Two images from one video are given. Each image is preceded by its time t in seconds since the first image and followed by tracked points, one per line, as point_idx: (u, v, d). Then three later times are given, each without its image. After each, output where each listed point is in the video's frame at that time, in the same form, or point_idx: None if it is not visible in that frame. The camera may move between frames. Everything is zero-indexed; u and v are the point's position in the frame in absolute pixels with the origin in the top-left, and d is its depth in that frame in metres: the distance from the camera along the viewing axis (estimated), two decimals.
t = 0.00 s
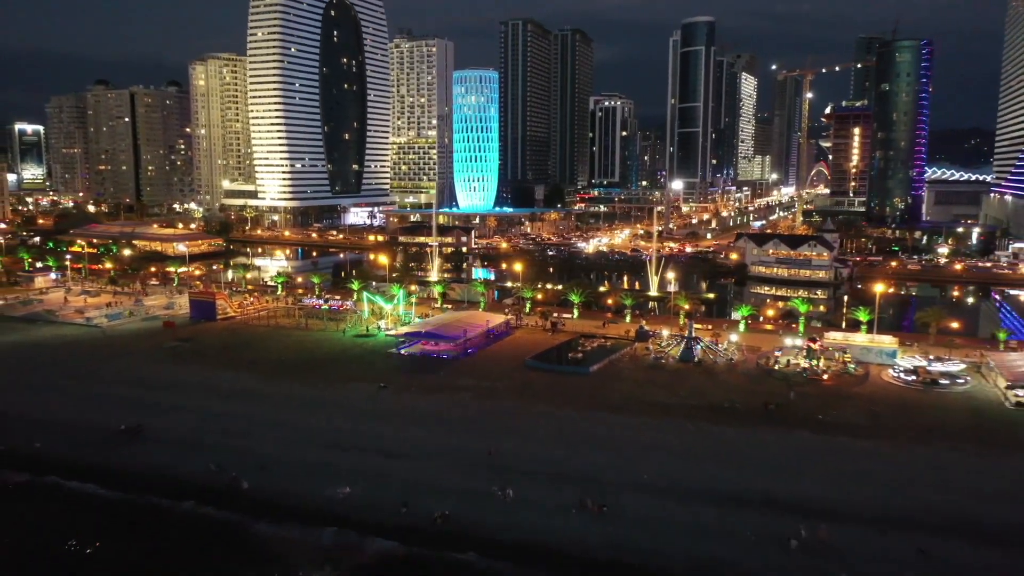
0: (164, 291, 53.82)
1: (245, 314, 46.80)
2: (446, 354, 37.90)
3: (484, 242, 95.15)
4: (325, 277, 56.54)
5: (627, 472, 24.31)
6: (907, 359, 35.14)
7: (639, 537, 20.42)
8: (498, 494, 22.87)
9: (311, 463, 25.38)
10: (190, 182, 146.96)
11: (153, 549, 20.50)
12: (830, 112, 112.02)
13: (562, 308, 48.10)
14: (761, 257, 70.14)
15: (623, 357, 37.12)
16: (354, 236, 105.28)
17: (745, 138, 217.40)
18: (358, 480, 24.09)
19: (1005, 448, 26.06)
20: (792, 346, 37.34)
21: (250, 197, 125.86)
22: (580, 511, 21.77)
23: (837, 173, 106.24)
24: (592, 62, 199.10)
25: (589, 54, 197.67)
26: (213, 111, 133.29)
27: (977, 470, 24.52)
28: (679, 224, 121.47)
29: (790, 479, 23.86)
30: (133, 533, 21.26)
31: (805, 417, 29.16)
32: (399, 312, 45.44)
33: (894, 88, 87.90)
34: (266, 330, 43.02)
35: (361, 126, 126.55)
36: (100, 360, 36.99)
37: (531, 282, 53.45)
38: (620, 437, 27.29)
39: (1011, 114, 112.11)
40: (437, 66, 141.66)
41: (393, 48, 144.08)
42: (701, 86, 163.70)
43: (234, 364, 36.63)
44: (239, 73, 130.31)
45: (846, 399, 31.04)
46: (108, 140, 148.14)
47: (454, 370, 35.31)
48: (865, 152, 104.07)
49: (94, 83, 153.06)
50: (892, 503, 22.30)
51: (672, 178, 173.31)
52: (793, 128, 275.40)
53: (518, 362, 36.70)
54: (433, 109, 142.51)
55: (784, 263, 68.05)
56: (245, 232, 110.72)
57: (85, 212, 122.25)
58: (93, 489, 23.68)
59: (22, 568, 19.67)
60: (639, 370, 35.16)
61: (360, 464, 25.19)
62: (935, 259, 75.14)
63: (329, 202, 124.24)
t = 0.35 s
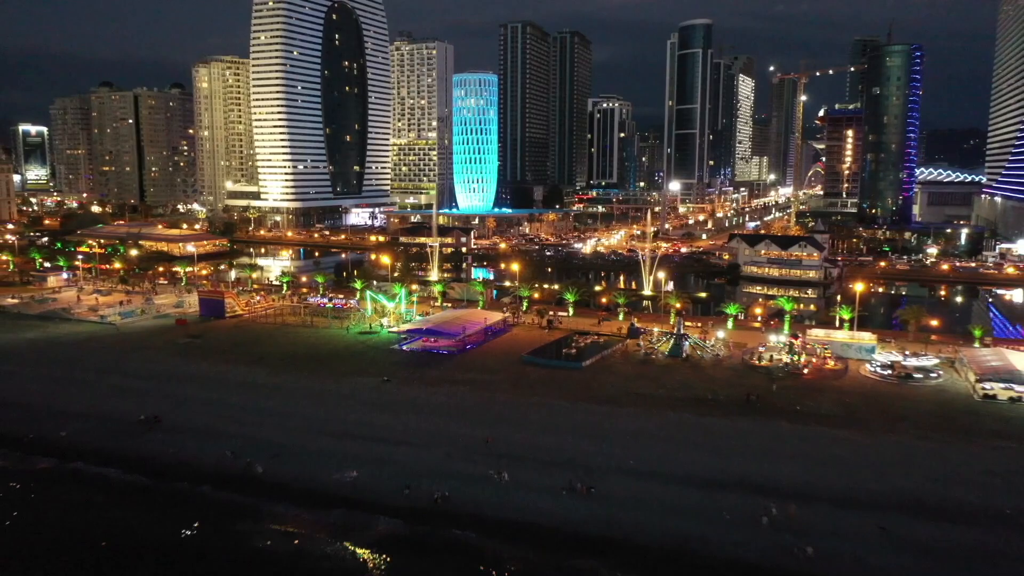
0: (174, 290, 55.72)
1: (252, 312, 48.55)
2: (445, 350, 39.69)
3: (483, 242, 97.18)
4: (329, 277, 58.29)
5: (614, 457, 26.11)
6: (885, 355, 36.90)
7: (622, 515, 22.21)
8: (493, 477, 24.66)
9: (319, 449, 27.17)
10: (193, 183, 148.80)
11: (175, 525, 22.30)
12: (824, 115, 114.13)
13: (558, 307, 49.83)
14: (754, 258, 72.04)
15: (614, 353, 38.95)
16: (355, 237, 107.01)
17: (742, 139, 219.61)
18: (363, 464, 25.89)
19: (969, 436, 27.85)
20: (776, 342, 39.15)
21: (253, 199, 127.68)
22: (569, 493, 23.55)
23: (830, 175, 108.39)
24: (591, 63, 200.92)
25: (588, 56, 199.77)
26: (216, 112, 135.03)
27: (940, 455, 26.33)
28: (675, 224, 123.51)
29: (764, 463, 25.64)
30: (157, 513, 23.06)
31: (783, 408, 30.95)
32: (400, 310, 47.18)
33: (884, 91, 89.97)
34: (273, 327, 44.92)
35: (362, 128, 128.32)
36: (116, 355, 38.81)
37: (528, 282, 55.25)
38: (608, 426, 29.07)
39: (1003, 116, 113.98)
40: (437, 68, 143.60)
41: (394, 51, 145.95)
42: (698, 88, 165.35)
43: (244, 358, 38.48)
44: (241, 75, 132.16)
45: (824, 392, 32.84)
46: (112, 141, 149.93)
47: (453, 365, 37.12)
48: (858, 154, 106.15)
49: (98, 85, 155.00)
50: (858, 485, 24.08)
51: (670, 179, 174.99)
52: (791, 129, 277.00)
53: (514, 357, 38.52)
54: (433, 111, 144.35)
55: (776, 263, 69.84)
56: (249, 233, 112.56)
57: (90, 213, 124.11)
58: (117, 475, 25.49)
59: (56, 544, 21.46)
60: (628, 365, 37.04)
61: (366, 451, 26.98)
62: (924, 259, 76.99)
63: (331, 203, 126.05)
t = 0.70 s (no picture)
0: (182, 289, 57.36)
1: (259, 311, 50.23)
2: (446, 346, 41.32)
3: (482, 242, 98.80)
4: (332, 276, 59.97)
5: (604, 446, 27.77)
6: (866, 351, 38.57)
7: (610, 498, 23.83)
8: (490, 464, 26.31)
9: (327, 438, 28.82)
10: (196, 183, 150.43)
11: (193, 506, 23.93)
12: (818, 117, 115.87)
13: (555, 305, 51.52)
14: (747, 258, 73.66)
15: (607, 350, 40.58)
16: (356, 237, 108.46)
17: (739, 139, 221.34)
18: (368, 453, 27.49)
19: (939, 427, 29.52)
20: (763, 339, 40.84)
21: (256, 199, 129.34)
22: (561, 477, 25.20)
23: (824, 176, 110.07)
24: (589, 65, 202.65)
25: (587, 58, 201.60)
26: (218, 114, 136.64)
27: (911, 443, 28.00)
28: (672, 225, 125.27)
29: (746, 451, 27.31)
30: (175, 496, 24.64)
31: (766, 400, 32.63)
32: (402, 308, 48.88)
33: (877, 95, 91.81)
34: (280, 325, 46.58)
35: (363, 129, 129.97)
36: (130, 351, 40.49)
37: (526, 282, 56.92)
38: (599, 417, 30.70)
39: (994, 119, 115.80)
40: (437, 70, 145.29)
41: (394, 53, 147.58)
42: (695, 90, 167.04)
43: (253, 354, 40.16)
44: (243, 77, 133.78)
45: (805, 386, 34.49)
46: (116, 142, 151.51)
47: (453, 360, 38.79)
48: (851, 155, 107.90)
49: (102, 87, 156.67)
50: (832, 470, 25.73)
51: (667, 179, 176.52)
52: (789, 129, 277.95)
53: (511, 353, 40.19)
54: (433, 112, 146.07)
55: (769, 264, 71.46)
56: (252, 233, 114.04)
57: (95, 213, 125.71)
58: (137, 462, 27.14)
59: (83, 522, 23.06)
60: (621, 360, 38.71)
61: (371, 440, 28.63)
62: (914, 259, 78.64)
63: (332, 204, 127.67)
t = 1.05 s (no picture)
0: (190, 288, 59.25)
1: (266, 309, 52.07)
2: (446, 342, 43.12)
3: (482, 243, 100.67)
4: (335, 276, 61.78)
5: (594, 435, 29.60)
6: (847, 347, 40.40)
7: (599, 481, 25.64)
8: (487, 451, 28.12)
9: (334, 428, 30.64)
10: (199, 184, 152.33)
11: (208, 489, 25.72)
12: (812, 119, 117.92)
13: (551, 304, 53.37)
14: (740, 258, 75.47)
15: (600, 346, 42.41)
16: (357, 237, 110.16)
17: (737, 141, 223.33)
18: (373, 441, 29.30)
19: (911, 417, 31.31)
20: (749, 336, 42.67)
21: (258, 200, 131.11)
22: (554, 463, 27.01)
23: (817, 177, 112.14)
24: (588, 67, 204.86)
25: (585, 61, 203.92)
26: (221, 116, 138.48)
27: (882, 432, 29.80)
28: (669, 225, 127.15)
29: (727, 439, 29.12)
30: (193, 480, 26.44)
31: (750, 393, 34.45)
32: (403, 307, 50.69)
33: (868, 98, 94.07)
34: (286, 322, 48.44)
35: (364, 131, 131.76)
36: (144, 348, 42.32)
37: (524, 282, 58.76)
38: (591, 409, 32.52)
39: (985, 121, 117.86)
40: (437, 72, 147.21)
41: (395, 56, 149.51)
42: (692, 92, 169.21)
43: (261, 350, 41.99)
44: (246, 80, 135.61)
45: (787, 379, 36.34)
46: (120, 144, 153.38)
47: (452, 356, 40.62)
48: (845, 157, 109.87)
49: (106, 89, 158.62)
50: (806, 456, 27.53)
51: (665, 180, 178.35)
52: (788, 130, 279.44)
53: (508, 349, 42.01)
54: (434, 115, 147.95)
55: (761, 263, 73.20)
56: (255, 233, 115.79)
57: (100, 214, 127.74)
58: (156, 450, 28.98)
59: (109, 505, 24.86)
60: (613, 356, 40.54)
61: (375, 429, 30.45)
62: (904, 259, 80.48)
63: (334, 204, 129.37)
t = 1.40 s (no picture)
0: (197, 287, 60.88)
1: (270, 308, 53.65)
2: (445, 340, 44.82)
3: (480, 243, 102.19)
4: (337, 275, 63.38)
5: (587, 426, 31.23)
6: (831, 344, 42.05)
7: (590, 469, 27.29)
8: (486, 441, 29.71)
9: (339, 420, 32.22)
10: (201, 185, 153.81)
11: (222, 476, 27.37)
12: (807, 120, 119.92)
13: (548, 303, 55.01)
14: (733, 258, 76.93)
15: (594, 343, 44.02)
16: (359, 238, 111.84)
17: (735, 141, 225.28)
18: (376, 433, 30.89)
19: (889, 409, 32.96)
20: (738, 334, 44.35)
21: (261, 201, 132.55)
22: (548, 452, 28.64)
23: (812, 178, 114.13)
24: (587, 69, 206.92)
25: (584, 63, 205.98)
26: (224, 117, 140.01)
27: (860, 423, 31.48)
28: (665, 226, 128.78)
29: (712, 429, 30.75)
30: (208, 468, 28.06)
31: (736, 387, 36.07)
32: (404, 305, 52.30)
33: (860, 101, 96.38)
34: (290, 321, 49.98)
35: (365, 133, 133.38)
36: (155, 345, 43.91)
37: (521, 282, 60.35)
38: (583, 402, 34.14)
39: (978, 123, 119.62)
40: (437, 75, 148.90)
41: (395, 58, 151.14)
42: (690, 94, 171.01)
43: (267, 347, 43.57)
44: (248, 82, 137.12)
45: (772, 374, 37.98)
46: (123, 145, 154.83)
47: (453, 353, 42.25)
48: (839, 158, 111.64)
49: (109, 91, 160.16)
50: (787, 446, 29.14)
51: (663, 181, 180.05)
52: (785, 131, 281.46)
53: (505, 347, 43.60)
54: (434, 116, 149.65)
55: (754, 263, 74.85)
56: (257, 234, 117.44)
57: (105, 215, 129.35)
58: (170, 441, 30.58)
59: (130, 491, 26.46)
60: (606, 352, 42.18)
61: (378, 421, 32.08)
62: (895, 259, 82.18)
63: (335, 205, 131.01)
